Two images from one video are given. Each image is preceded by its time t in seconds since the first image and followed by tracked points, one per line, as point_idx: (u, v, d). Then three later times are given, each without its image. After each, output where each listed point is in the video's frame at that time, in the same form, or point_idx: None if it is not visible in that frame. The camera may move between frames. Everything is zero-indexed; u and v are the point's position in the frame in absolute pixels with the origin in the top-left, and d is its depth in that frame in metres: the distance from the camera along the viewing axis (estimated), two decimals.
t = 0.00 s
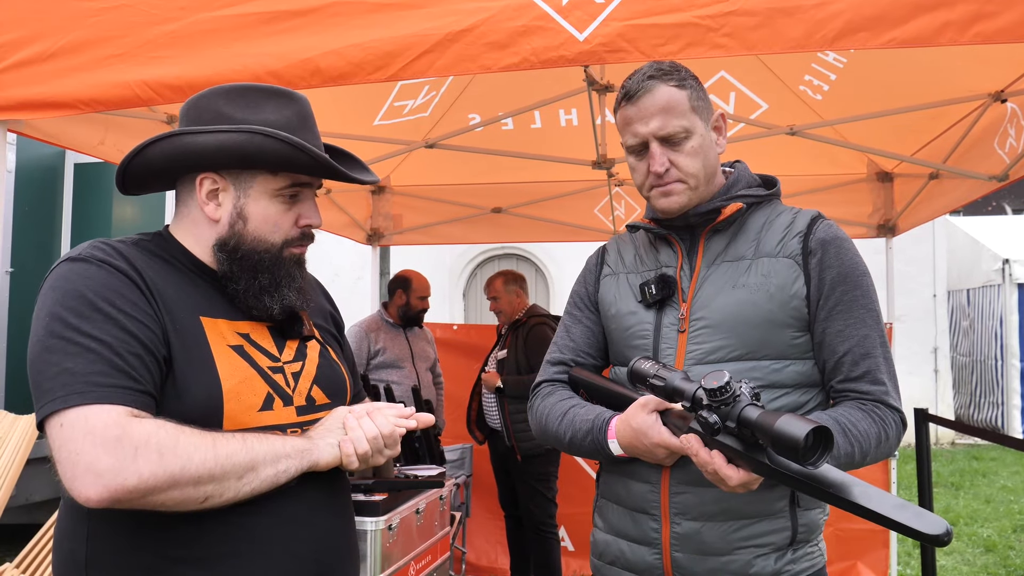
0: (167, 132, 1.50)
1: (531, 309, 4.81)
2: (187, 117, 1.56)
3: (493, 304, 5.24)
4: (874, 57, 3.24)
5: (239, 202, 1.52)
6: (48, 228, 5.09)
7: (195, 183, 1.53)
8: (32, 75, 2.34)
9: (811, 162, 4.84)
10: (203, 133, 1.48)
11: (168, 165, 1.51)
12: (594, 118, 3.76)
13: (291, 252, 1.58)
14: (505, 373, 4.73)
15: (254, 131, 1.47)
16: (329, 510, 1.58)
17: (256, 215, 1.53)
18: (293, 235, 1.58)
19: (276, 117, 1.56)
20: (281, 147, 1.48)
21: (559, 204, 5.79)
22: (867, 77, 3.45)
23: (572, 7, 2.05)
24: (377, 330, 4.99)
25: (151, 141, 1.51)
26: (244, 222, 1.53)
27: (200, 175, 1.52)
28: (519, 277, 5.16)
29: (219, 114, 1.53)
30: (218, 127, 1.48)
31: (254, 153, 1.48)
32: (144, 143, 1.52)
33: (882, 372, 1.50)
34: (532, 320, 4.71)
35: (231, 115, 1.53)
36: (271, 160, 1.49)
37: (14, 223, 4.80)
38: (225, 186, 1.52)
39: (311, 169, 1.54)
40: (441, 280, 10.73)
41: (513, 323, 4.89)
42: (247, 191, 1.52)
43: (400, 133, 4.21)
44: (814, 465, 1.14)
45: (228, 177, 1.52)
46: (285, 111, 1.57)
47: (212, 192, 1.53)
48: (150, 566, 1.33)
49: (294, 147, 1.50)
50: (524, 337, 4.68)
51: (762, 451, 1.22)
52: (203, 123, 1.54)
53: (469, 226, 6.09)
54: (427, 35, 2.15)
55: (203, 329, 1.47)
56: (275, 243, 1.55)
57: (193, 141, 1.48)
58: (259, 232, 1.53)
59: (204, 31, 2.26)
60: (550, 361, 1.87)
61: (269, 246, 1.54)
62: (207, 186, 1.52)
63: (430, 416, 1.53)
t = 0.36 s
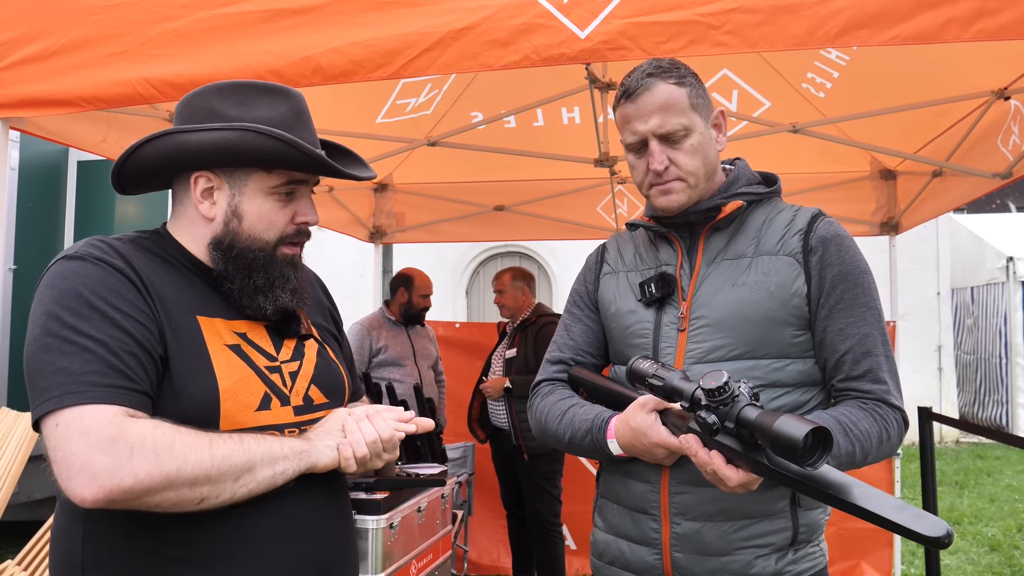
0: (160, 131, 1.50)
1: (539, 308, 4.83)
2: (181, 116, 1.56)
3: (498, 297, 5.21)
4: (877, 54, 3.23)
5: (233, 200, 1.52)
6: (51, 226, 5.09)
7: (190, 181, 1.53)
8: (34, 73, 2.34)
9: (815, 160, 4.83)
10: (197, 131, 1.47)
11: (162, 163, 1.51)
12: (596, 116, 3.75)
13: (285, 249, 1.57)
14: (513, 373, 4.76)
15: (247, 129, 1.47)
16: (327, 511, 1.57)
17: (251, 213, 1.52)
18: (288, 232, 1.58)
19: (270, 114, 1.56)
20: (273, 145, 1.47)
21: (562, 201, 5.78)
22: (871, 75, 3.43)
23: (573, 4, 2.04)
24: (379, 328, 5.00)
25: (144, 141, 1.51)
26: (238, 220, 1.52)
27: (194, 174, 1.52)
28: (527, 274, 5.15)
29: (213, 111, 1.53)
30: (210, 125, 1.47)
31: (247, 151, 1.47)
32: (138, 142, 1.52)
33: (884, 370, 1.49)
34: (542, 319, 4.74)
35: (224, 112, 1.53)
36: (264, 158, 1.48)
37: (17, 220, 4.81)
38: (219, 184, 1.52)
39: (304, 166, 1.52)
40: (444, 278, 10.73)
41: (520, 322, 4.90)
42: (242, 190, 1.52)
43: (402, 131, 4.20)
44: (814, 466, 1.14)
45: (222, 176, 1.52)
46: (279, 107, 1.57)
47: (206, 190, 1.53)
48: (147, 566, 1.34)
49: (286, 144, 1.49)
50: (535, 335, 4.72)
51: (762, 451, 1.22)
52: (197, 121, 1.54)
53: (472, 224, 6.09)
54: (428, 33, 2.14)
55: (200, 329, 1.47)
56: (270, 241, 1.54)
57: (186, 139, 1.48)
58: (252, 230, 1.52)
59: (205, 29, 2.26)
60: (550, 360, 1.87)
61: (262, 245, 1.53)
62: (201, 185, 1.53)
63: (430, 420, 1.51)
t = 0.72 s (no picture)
0: (154, 130, 1.50)
1: (547, 308, 4.89)
2: (178, 115, 1.56)
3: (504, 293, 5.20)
4: (880, 52, 3.21)
5: (228, 199, 1.52)
6: (53, 225, 5.09)
7: (184, 180, 1.53)
8: (34, 72, 2.33)
9: (817, 158, 4.81)
10: (190, 130, 1.47)
11: (157, 163, 1.51)
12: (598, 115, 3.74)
13: (282, 249, 1.56)
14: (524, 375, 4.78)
15: (240, 127, 1.46)
16: (325, 513, 1.57)
17: (247, 212, 1.52)
18: (284, 233, 1.57)
19: (264, 112, 1.55)
20: (264, 142, 1.46)
21: (563, 200, 5.78)
22: (873, 73, 3.42)
23: (574, 2, 2.03)
24: (381, 327, 4.99)
25: (138, 140, 1.50)
26: (233, 219, 1.52)
27: (189, 172, 1.52)
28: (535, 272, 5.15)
29: (207, 110, 1.53)
30: (204, 123, 1.47)
31: (240, 150, 1.46)
32: (134, 142, 1.51)
33: (885, 370, 1.48)
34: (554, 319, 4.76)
35: (218, 111, 1.53)
36: (257, 156, 1.48)
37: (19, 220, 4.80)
38: (213, 183, 1.52)
39: (297, 164, 1.51)
40: (446, 277, 10.73)
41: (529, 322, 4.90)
42: (235, 188, 1.51)
43: (404, 130, 4.20)
44: (813, 469, 1.13)
45: (216, 175, 1.51)
46: (273, 105, 1.56)
47: (200, 189, 1.53)
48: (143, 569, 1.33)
49: (279, 142, 1.48)
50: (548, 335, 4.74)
51: (761, 454, 1.21)
52: (192, 120, 1.54)
53: (474, 223, 6.08)
54: (428, 32, 2.13)
55: (196, 331, 1.46)
56: (266, 239, 1.53)
57: (179, 138, 1.47)
58: (247, 230, 1.52)
59: (205, 29, 2.25)
60: (550, 360, 1.86)
61: (258, 244, 1.52)
62: (196, 184, 1.52)
63: (429, 423, 1.51)
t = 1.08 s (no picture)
0: (155, 131, 1.50)
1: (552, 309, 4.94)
2: (179, 116, 1.56)
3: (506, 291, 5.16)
4: (880, 51, 3.21)
5: (231, 202, 1.51)
6: (54, 226, 5.09)
7: (186, 183, 1.53)
8: (34, 72, 2.33)
9: (818, 158, 4.80)
10: (191, 132, 1.47)
11: (158, 164, 1.51)
12: (598, 114, 3.74)
13: (286, 252, 1.56)
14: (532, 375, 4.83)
15: (242, 130, 1.45)
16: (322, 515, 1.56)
17: (249, 215, 1.52)
18: (288, 235, 1.56)
19: (266, 113, 1.55)
20: (269, 145, 1.46)
21: (564, 200, 5.77)
22: (874, 72, 3.41)
23: (573, 1, 2.03)
24: (381, 326, 4.99)
25: (139, 141, 1.50)
26: (237, 222, 1.51)
27: (191, 174, 1.51)
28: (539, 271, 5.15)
29: (209, 112, 1.52)
30: (206, 125, 1.47)
31: (244, 152, 1.46)
32: (134, 143, 1.51)
33: (884, 369, 1.48)
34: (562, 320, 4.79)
35: (221, 113, 1.52)
36: (261, 160, 1.47)
37: (19, 220, 4.80)
38: (217, 185, 1.51)
39: (301, 167, 1.51)
40: (447, 276, 10.72)
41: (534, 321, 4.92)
42: (238, 191, 1.51)
43: (404, 129, 4.19)
44: (809, 469, 1.13)
45: (219, 177, 1.51)
46: (276, 107, 1.56)
47: (203, 192, 1.52)
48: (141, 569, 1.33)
49: (282, 145, 1.47)
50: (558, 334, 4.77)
51: (758, 454, 1.21)
52: (194, 122, 1.53)
53: (475, 222, 6.08)
54: (427, 31, 2.13)
55: (195, 331, 1.46)
56: (270, 242, 1.53)
57: (180, 140, 1.47)
58: (251, 233, 1.51)
59: (204, 28, 2.25)
60: (549, 359, 1.86)
61: (263, 248, 1.52)
62: (199, 186, 1.52)
63: (428, 429, 1.50)
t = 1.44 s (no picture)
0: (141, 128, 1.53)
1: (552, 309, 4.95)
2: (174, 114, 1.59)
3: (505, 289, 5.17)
4: (882, 52, 3.20)
5: (209, 190, 1.50)
6: (55, 223, 5.10)
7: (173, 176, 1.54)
8: (36, 70, 2.33)
9: (819, 158, 4.80)
10: (167, 122, 1.48)
11: (149, 161, 1.53)
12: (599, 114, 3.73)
13: (265, 241, 1.53)
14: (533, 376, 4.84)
15: (204, 112, 1.45)
16: (322, 514, 1.56)
17: (225, 202, 1.50)
18: (267, 224, 1.53)
19: (244, 101, 1.55)
20: (226, 124, 1.44)
21: (565, 200, 5.77)
22: (876, 73, 3.41)
23: (575, 2, 2.03)
24: (382, 325, 4.98)
25: (129, 139, 1.54)
26: (213, 209, 1.50)
27: (175, 164, 1.52)
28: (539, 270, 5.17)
29: (191, 105, 1.54)
30: (182, 114, 1.48)
31: (214, 137, 1.45)
32: (126, 142, 1.55)
33: (884, 371, 1.48)
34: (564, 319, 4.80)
35: (201, 104, 1.54)
36: (224, 141, 1.45)
37: (21, 218, 4.80)
38: (197, 175, 1.52)
39: (266, 149, 1.48)
40: (448, 275, 10.72)
41: (534, 321, 4.94)
42: (216, 178, 1.50)
43: (405, 129, 4.19)
44: (809, 472, 1.12)
45: (199, 166, 1.51)
46: (252, 95, 1.55)
47: (186, 182, 1.53)
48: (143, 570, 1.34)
49: (239, 123, 1.44)
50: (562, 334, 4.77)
51: (758, 457, 1.21)
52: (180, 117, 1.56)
53: (476, 222, 6.08)
54: (430, 30, 2.13)
55: (196, 331, 1.46)
56: (248, 231, 1.50)
57: (158, 132, 1.49)
58: (227, 221, 1.49)
59: (206, 27, 2.25)
60: (548, 360, 1.86)
61: (239, 235, 1.50)
62: (181, 177, 1.53)
63: (429, 425, 1.49)
